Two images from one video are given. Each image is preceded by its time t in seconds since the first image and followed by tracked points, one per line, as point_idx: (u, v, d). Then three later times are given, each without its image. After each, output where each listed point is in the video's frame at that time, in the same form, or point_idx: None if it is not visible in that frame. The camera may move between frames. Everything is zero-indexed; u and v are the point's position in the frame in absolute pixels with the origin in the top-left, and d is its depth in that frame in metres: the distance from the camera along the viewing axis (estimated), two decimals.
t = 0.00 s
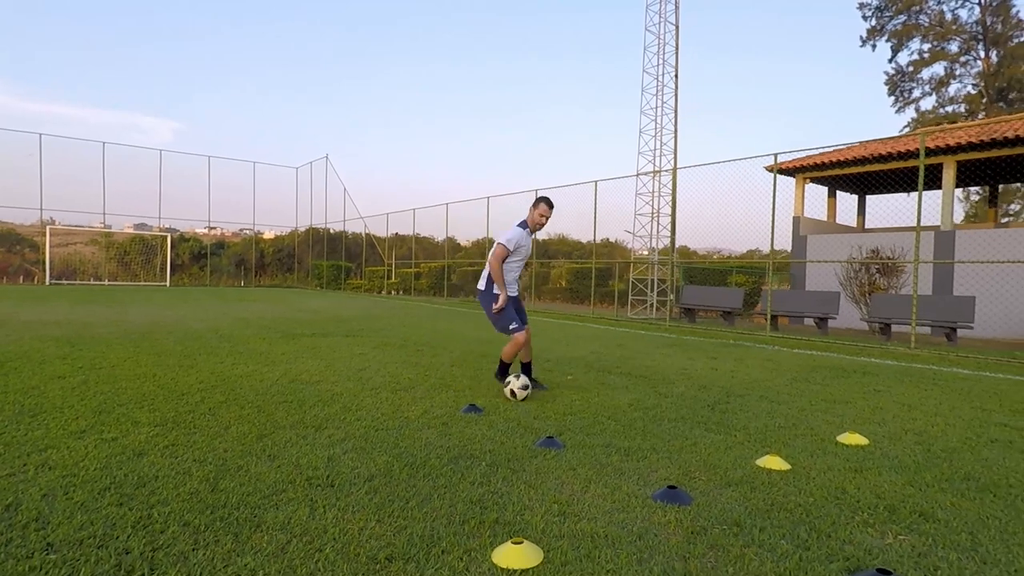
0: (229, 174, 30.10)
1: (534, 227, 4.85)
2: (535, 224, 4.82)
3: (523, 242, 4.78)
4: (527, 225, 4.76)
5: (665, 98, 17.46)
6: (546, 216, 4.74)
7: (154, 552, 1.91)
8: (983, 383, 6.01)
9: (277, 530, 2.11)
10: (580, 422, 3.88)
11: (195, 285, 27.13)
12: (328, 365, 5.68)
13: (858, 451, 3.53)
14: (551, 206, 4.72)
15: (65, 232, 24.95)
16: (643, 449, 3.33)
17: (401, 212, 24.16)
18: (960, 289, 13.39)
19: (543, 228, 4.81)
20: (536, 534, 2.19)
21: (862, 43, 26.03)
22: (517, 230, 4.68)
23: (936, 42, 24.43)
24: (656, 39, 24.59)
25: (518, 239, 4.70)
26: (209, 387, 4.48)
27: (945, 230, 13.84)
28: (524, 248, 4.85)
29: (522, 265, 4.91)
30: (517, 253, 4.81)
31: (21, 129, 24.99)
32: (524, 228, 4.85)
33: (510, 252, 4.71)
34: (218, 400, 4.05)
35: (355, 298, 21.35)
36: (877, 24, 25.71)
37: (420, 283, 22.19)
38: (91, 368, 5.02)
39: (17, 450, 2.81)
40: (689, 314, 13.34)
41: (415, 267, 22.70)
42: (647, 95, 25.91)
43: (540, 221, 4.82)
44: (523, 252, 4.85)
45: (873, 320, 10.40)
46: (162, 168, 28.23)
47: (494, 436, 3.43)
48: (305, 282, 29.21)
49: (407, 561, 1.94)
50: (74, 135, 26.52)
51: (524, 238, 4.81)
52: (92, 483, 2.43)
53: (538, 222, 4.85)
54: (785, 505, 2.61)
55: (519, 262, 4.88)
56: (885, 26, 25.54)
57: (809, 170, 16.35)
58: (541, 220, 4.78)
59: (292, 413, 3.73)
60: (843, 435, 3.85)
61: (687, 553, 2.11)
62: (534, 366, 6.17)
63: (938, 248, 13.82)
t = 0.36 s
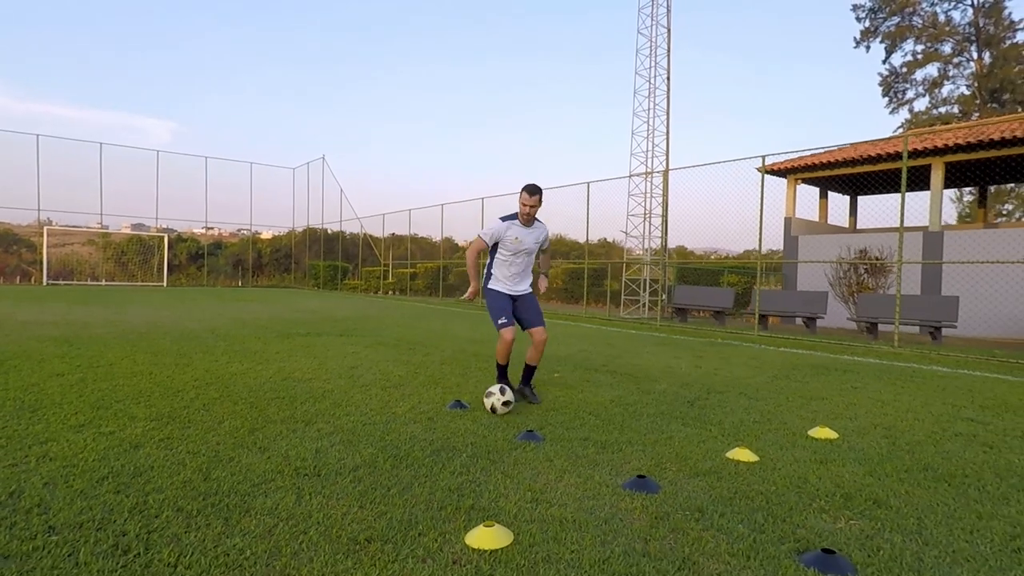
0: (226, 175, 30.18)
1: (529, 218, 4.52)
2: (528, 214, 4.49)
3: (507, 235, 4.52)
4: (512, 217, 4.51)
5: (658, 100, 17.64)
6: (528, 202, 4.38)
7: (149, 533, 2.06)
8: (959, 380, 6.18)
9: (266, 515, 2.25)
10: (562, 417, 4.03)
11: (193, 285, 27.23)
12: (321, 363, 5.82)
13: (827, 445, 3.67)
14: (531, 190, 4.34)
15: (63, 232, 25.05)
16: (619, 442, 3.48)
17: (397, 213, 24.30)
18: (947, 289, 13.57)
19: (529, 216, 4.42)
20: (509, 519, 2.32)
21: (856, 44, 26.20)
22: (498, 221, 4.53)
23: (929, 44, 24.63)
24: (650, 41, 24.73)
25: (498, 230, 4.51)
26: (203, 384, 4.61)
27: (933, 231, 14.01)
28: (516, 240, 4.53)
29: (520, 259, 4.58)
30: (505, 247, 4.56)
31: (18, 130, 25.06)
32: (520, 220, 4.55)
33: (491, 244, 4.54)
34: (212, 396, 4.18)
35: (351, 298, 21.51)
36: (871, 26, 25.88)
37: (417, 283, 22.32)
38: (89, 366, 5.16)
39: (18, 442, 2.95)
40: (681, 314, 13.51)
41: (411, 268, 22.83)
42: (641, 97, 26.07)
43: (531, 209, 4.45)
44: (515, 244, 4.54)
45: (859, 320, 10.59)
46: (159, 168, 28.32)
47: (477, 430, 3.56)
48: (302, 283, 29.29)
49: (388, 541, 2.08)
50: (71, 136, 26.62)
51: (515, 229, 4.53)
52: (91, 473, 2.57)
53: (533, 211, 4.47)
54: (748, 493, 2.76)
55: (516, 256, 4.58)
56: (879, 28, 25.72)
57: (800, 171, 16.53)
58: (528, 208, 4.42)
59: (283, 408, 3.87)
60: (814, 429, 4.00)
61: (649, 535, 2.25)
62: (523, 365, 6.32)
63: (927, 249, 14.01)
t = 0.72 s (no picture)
0: (227, 176, 30.39)
1: (508, 200, 4.17)
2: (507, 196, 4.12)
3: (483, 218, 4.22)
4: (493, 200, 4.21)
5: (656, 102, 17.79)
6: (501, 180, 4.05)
7: (147, 516, 2.21)
8: (942, 378, 6.32)
9: (257, 500, 2.40)
10: (548, 413, 4.16)
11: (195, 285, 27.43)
12: (317, 361, 5.97)
13: (801, 439, 3.82)
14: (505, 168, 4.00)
15: (65, 233, 25.26)
16: (601, 436, 3.62)
17: (397, 214, 24.48)
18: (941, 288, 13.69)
19: (503, 196, 4.04)
20: (486, 505, 2.47)
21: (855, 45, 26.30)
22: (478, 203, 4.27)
23: (928, 45, 24.71)
24: (649, 42, 24.91)
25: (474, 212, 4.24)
26: (202, 381, 4.76)
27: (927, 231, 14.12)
28: (492, 222, 4.19)
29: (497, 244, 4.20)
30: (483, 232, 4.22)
31: (21, 132, 25.29)
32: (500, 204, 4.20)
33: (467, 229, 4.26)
34: (211, 392, 4.34)
35: (351, 298, 21.68)
36: (870, 27, 25.97)
37: (417, 283, 22.49)
38: (90, 364, 5.31)
39: (25, 434, 3.11)
40: (677, 313, 13.64)
41: (411, 268, 22.99)
42: (639, 98, 26.21)
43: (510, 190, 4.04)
44: (491, 227, 4.21)
45: (852, 319, 10.71)
46: (161, 169, 28.55)
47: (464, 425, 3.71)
48: (303, 283, 29.45)
49: (371, 524, 2.23)
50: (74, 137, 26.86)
51: (492, 211, 4.21)
52: (93, 462, 2.73)
53: (513, 193, 4.08)
54: (716, 483, 2.91)
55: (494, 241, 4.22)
56: (878, 28, 25.82)
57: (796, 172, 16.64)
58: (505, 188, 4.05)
59: (278, 403, 4.03)
60: (791, 424, 4.15)
61: (617, 519, 2.39)
62: (515, 363, 6.46)
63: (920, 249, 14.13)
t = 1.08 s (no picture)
0: (244, 179, 30.93)
1: (500, 204, 3.87)
2: (500, 198, 3.83)
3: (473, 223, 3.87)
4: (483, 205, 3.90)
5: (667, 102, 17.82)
6: (495, 182, 3.76)
7: (157, 496, 2.40)
8: (943, 378, 6.35)
9: (258, 482, 2.58)
10: (542, 408, 4.30)
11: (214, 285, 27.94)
12: (325, 358, 6.17)
13: (787, 434, 3.92)
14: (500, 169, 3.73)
15: (88, 235, 25.90)
16: (590, 429, 3.77)
17: (410, 215, 24.74)
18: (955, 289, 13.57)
19: (499, 200, 3.76)
20: (471, 490, 2.62)
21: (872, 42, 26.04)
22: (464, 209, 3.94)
23: (948, 41, 24.38)
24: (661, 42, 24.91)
25: (461, 219, 3.91)
26: (214, 376, 4.98)
27: (941, 230, 14.00)
28: (481, 227, 3.84)
29: (488, 251, 3.85)
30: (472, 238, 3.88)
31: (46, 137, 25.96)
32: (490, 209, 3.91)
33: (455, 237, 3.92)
34: (222, 386, 4.56)
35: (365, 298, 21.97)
36: (888, 23, 25.68)
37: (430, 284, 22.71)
38: (109, 359, 5.57)
39: (48, 423, 3.34)
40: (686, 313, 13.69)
41: (424, 268, 23.23)
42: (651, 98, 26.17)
43: (504, 192, 3.78)
44: (480, 233, 3.86)
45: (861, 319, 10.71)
46: (180, 172, 29.13)
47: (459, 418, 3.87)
48: (318, 284, 29.85)
49: (361, 506, 2.40)
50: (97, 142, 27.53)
51: (481, 215, 3.87)
52: (109, 448, 2.94)
53: (506, 195, 3.79)
54: (695, 473, 3.03)
55: (485, 248, 3.88)
56: (896, 25, 25.54)
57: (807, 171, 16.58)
58: (501, 190, 3.77)
59: (285, 397, 4.22)
60: (780, 420, 4.24)
61: (594, 504, 2.53)
62: (518, 360, 6.61)
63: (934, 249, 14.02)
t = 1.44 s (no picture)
0: (264, 181, 31.47)
1: (519, 203, 3.64)
2: (519, 197, 3.60)
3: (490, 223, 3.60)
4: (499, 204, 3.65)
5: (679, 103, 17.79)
6: (519, 181, 3.53)
7: (150, 490, 2.58)
8: (945, 381, 6.31)
9: (245, 478, 2.75)
10: (532, 410, 4.43)
11: (235, 286, 28.50)
12: (329, 360, 6.36)
13: (770, 436, 3.98)
14: (526, 168, 3.51)
15: (114, 237, 26.63)
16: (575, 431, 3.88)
17: (425, 217, 25.00)
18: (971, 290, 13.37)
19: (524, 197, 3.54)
20: (444, 489, 2.76)
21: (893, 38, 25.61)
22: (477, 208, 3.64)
23: (972, 36, 23.86)
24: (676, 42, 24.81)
25: (477, 218, 3.59)
26: (220, 377, 5.19)
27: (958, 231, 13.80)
28: (502, 229, 3.59)
29: (509, 254, 3.62)
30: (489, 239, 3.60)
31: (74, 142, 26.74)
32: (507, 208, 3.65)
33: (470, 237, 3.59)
34: (225, 387, 4.76)
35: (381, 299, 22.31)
36: (910, 19, 25.24)
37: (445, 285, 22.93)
38: (123, 360, 5.82)
39: (59, 421, 3.55)
40: (696, 315, 13.69)
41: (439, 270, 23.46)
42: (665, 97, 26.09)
43: (528, 192, 3.57)
44: (500, 235, 3.60)
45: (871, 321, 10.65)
46: (202, 175, 29.76)
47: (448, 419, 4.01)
48: (336, 285, 30.25)
49: (336, 502, 2.54)
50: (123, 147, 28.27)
51: (499, 215, 3.62)
52: (112, 445, 3.13)
53: (528, 194, 3.59)
54: (668, 474, 3.13)
55: (506, 252, 3.63)
56: (918, 20, 25.08)
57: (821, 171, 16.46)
58: (525, 189, 3.55)
59: (284, 398, 4.40)
60: (766, 423, 4.30)
61: (561, 504, 2.65)
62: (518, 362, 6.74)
63: (951, 249, 13.81)
